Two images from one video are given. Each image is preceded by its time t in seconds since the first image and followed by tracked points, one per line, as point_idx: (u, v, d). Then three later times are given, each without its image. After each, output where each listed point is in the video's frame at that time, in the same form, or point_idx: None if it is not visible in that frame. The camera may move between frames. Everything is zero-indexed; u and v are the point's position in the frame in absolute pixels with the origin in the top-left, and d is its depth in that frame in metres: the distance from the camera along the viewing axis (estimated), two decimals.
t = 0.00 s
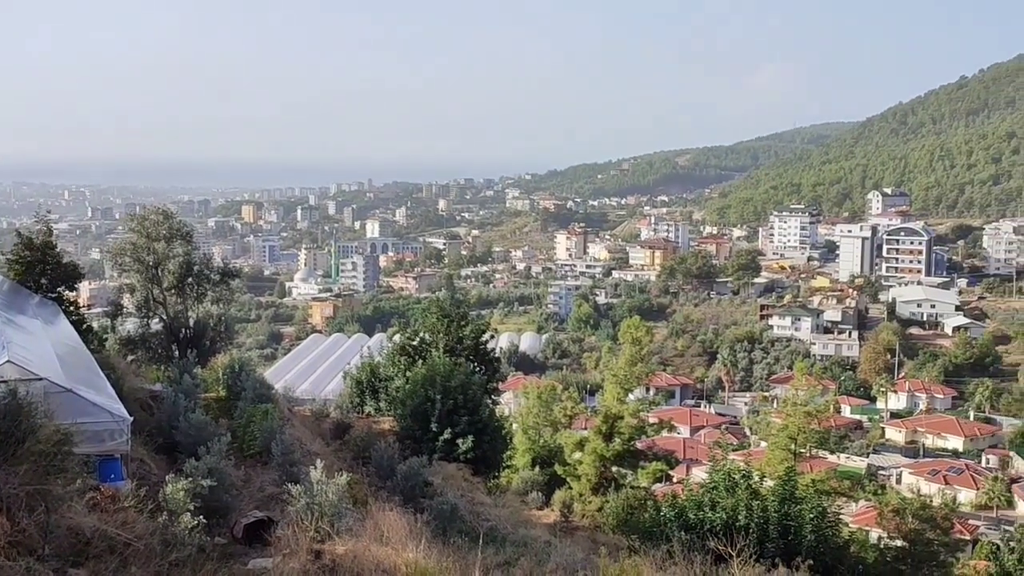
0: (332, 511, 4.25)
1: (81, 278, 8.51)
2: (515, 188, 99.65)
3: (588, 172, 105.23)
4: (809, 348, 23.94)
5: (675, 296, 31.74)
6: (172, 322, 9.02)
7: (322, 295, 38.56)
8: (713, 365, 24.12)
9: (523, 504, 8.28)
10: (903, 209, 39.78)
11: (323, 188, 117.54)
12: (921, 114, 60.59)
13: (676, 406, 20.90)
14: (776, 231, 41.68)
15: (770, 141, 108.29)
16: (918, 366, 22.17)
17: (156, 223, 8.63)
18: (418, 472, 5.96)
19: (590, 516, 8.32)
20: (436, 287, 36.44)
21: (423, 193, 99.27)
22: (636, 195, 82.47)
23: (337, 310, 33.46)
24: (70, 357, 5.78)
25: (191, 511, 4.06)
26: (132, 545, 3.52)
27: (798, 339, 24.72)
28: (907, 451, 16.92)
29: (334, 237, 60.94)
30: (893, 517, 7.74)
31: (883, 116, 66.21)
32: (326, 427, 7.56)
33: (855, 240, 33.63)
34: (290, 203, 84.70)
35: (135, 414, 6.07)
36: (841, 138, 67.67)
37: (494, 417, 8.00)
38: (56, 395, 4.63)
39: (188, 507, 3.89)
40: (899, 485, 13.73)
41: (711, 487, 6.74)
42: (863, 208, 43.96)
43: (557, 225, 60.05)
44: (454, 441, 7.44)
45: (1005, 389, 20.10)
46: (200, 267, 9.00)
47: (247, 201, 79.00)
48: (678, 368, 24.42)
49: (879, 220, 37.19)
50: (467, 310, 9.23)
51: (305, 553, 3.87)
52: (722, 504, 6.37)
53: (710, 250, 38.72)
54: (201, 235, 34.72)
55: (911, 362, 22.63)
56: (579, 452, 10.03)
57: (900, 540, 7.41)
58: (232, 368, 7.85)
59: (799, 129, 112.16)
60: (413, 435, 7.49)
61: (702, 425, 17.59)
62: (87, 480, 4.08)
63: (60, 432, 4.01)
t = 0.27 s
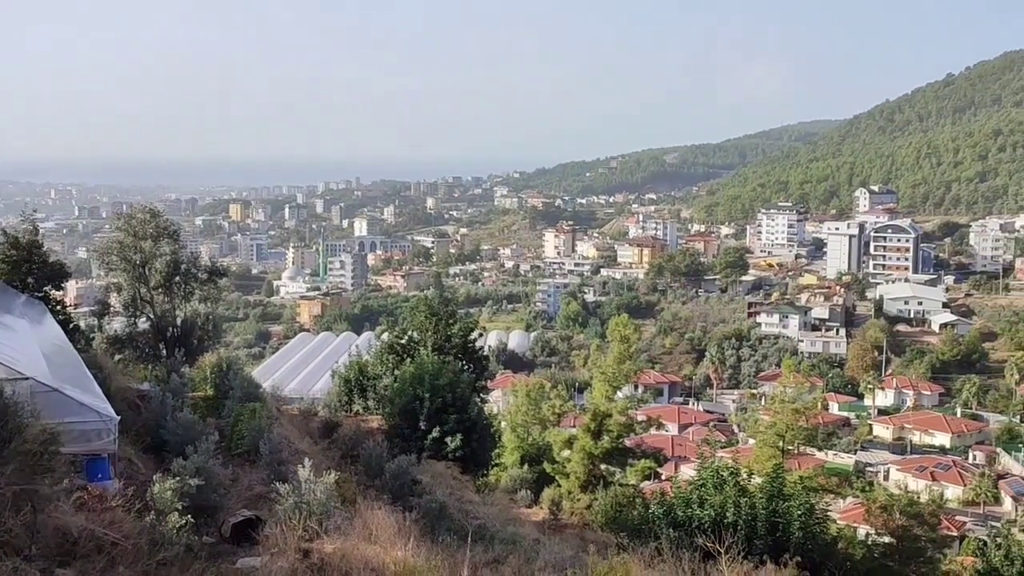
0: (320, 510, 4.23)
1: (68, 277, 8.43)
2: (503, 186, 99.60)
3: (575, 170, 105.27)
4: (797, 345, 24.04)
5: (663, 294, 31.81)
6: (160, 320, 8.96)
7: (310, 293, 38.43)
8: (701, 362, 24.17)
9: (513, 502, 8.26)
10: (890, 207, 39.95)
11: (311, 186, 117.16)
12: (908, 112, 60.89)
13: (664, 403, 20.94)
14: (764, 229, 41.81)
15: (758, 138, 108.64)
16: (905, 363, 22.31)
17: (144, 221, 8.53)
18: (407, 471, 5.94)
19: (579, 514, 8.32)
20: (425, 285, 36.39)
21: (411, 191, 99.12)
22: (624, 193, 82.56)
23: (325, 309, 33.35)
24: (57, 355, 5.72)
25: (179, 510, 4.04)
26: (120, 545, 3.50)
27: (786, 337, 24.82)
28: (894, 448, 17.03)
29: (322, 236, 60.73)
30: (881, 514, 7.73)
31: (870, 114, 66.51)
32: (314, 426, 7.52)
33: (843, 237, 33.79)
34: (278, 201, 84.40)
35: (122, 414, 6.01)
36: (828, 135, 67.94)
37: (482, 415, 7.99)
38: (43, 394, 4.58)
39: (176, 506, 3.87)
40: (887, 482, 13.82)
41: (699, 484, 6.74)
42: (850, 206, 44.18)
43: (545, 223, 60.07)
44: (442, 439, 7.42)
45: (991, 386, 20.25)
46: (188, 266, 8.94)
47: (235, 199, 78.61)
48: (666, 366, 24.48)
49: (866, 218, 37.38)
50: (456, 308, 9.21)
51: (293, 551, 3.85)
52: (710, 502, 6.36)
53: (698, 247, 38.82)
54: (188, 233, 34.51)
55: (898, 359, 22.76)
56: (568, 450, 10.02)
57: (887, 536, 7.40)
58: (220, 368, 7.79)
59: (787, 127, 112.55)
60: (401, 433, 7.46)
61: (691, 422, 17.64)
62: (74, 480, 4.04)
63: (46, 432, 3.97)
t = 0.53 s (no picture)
0: (308, 509, 4.20)
1: (54, 276, 8.35)
2: (491, 184, 99.49)
3: (563, 168, 105.30)
4: (784, 343, 24.11)
5: (651, 292, 31.86)
6: (146, 319, 8.90)
7: (297, 292, 38.25)
8: (689, 360, 24.22)
9: (500, 500, 8.24)
10: (877, 205, 40.14)
11: (298, 184, 116.69)
12: (894, 110, 61.17)
13: (652, 400, 20.99)
14: (751, 227, 41.93)
15: (745, 136, 108.99)
16: (891, 360, 22.42)
17: (130, 220, 8.44)
18: (395, 470, 5.91)
19: (567, 512, 8.31)
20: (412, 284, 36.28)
21: (398, 189, 98.89)
22: (612, 191, 82.58)
23: (312, 307, 33.21)
24: (43, 354, 5.66)
25: (166, 510, 4.01)
26: (107, 545, 3.49)
27: (773, 334, 24.90)
28: (881, 445, 17.11)
29: (309, 234, 60.48)
30: (868, 510, 7.74)
31: (857, 112, 66.79)
32: (302, 425, 7.46)
33: (829, 235, 33.91)
34: (265, 199, 84.02)
35: (109, 413, 5.96)
36: (815, 133, 68.18)
37: (470, 414, 7.97)
38: (30, 394, 4.53)
39: (163, 506, 3.84)
40: (874, 478, 13.88)
41: (686, 482, 6.74)
42: (836, 203, 44.33)
43: (533, 222, 60.03)
44: (430, 438, 7.39)
45: (977, 383, 20.38)
46: (175, 264, 8.88)
47: (221, 198, 78.20)
48: (654, 363, 24.53)
49: (852, 215, 37.54)
50: (444, 306, 9.17)
51: (281, 551, 3.82)
52: (698, 500, 6.37)
53: (685, 245, 38.89)
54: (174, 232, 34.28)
55: (885, 356, 22.87)
56: (556, 448, 10.01)
57: (874, 532, 7.41)
58: (207, 367, 7.74)
59: (774, 125, 112.91)
60: (389, 432, 7.42)
61: (678, 420, 17.67)
62: (60, 480, 4.01)
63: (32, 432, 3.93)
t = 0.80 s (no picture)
0: (295, 508, 4.16)
1: (39, 275, 8.25)
2: (478, 182, 99.37)
3: (550, 166, 105.31)
4: (770, 340, 24.19)
5: (637, 290, 31.91)
6: (132, 319, 8.84)
7: (283, 291, 38.09)
8: (676, 358, 24.27)
9: (488, 499, 8.22)
10: (862, 202, 40.36)
11: (284, 183, 116.20)
12: (879, 108, 61.46)
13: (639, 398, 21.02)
14: (737, 225, 42.04)
15: (731, 134, 109.30)
16: (877, 358, 22.54)
17: (115, 219, 8.37)
18: (382, 468, 5.88)
19: (554, 510, 8.29)
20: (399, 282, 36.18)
21: (385, 188, 98.70)
22: (598, 189, 82.66)
23: (299, 306, 33.07)
24: (28, 353, 5.60)
25: (152, 509, 3.97)
26: (93, 545, 3.46)
27: (759, 332, 24.98)
28: (866, 442, 17.21)
29: (295, 233, 60.23)
30: (854, 507, 7.76)
31: (842, 110, 67.09)
32: (288, 425, 7.41)
33: (815, 233, 34.05)
34: (250, 198, 83.65)
35: (94, 413, 5.90)
36: (801, 131, 68.42)
37: (458, 412, 7.95)
38: (14, 394, 4.48)
39: (150, 505, 3.81)
40: (860, 475, 13.95)
41: (673, 479, 6.74)
42: (822, 201, 44.51)
43: (520, 220, 60.00)
44: (417, 437, 7.37)
45: (963, 380, 20.52)
46: (161, 264, 8.81)
47: (206, 197, 77.75)
48: (641, 361, 24.57)
49: (838, 213, 37.71)
50: (431, 304, 9.14)
51: (268, 550, 3.80)
52: (685, 497, 6.37)
53: (672, 244, 38.97)
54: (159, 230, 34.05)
55: (871, 353, 22.99)
56: (543, 447, 10.00)
57: (860, 529, 7.43)
58: (193, 367, 7.68)
59: (760, 123, 113.30)
60: (376, 431, 7.39)
61: (665, 417, 17.71)
62: (46, 480, 3.97)
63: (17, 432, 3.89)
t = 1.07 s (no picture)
0: (281, 507, 4.13)
1: (22, 275, 8.17)
2: (464, 181, 99.17)
3: (536, 165, 105.30)
4: (756, 338, 24.27)
5: (624, 289, 31.95)
6: (117, 318, 8.75)
7: (269, 291, 37.88)
8: (662, 356, 24.33)
9: (474, 497, 8.20)
10: (848, 201, 40.56)
11: (269, 182, 115.61)
12: (864, 107, 61.75)
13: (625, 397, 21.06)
14: (723, 223, 42.12)
15: (717, 133, 109.61)
16: (862, 355, 22.66)
17: (100, 219, 8.33)
18: (368, 467, 5.84)
19: (541, 509, 8.28)
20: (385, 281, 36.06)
21: (371, 186, 98.43)
22: (585, 188, 82.71)
23: (285, 305, 32.90)
24: (11, 353, 5.53)
25: (138, 509, 3.94)
26: (78, 545, 3.44)
27: (745, 330, 25.05)
28: (852, 439, 17.29)
29: (281, 232, 59.95)
30: (840, 504, 7.79)
31: (828, 108, 67.38)
32: (274, 424, 7.36)
33: (801, 231, 34.19)
34: (236, 197, 83.21)
35: (79, 413, 5.83)
36: (786, 130, 68.68)
37: (444, 412, 7.92)
38: None
39: (136, 505, 3.78)
40: (846, 473, 14.02)
41: (660, 477, 6.74)
42: (807, 199, 44.69)
43: (506, 219, 59.94)
44: (404, 436, 7.34)
45: (948, 377, 20.67)
46: (145, 263, 8.72)
47: (191, 196, 77.22)
48: (627, 360, 24.61)
49: (824, 211, 37.88)
50: (417, 303, 9.11)
51: (254, 550, 3.78)
52: (671, 494, 6.37)
53: (658, 242, 39.04)
54: (143, 229, 33.77)
55: (856, 351, 23.12)
56: (530, 445, 9.99)
57: (846, 527, 7.45)
58: (179, 367, 7.62)
59: (746, 122, 113.62)
60: (362, 430, 7.35)
61: (652, 416, 17.73)
62: (30, 480, 3.93)
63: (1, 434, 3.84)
